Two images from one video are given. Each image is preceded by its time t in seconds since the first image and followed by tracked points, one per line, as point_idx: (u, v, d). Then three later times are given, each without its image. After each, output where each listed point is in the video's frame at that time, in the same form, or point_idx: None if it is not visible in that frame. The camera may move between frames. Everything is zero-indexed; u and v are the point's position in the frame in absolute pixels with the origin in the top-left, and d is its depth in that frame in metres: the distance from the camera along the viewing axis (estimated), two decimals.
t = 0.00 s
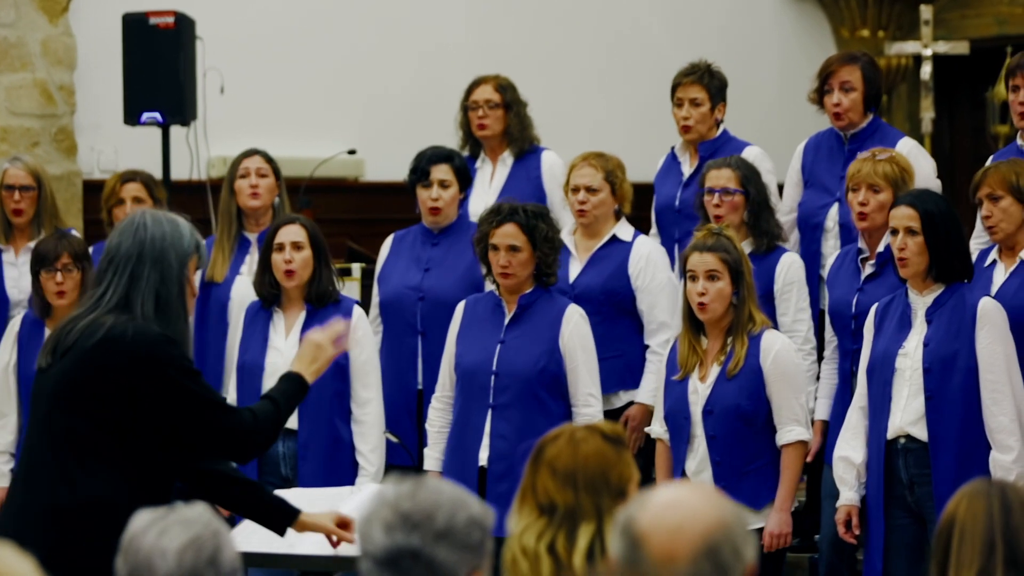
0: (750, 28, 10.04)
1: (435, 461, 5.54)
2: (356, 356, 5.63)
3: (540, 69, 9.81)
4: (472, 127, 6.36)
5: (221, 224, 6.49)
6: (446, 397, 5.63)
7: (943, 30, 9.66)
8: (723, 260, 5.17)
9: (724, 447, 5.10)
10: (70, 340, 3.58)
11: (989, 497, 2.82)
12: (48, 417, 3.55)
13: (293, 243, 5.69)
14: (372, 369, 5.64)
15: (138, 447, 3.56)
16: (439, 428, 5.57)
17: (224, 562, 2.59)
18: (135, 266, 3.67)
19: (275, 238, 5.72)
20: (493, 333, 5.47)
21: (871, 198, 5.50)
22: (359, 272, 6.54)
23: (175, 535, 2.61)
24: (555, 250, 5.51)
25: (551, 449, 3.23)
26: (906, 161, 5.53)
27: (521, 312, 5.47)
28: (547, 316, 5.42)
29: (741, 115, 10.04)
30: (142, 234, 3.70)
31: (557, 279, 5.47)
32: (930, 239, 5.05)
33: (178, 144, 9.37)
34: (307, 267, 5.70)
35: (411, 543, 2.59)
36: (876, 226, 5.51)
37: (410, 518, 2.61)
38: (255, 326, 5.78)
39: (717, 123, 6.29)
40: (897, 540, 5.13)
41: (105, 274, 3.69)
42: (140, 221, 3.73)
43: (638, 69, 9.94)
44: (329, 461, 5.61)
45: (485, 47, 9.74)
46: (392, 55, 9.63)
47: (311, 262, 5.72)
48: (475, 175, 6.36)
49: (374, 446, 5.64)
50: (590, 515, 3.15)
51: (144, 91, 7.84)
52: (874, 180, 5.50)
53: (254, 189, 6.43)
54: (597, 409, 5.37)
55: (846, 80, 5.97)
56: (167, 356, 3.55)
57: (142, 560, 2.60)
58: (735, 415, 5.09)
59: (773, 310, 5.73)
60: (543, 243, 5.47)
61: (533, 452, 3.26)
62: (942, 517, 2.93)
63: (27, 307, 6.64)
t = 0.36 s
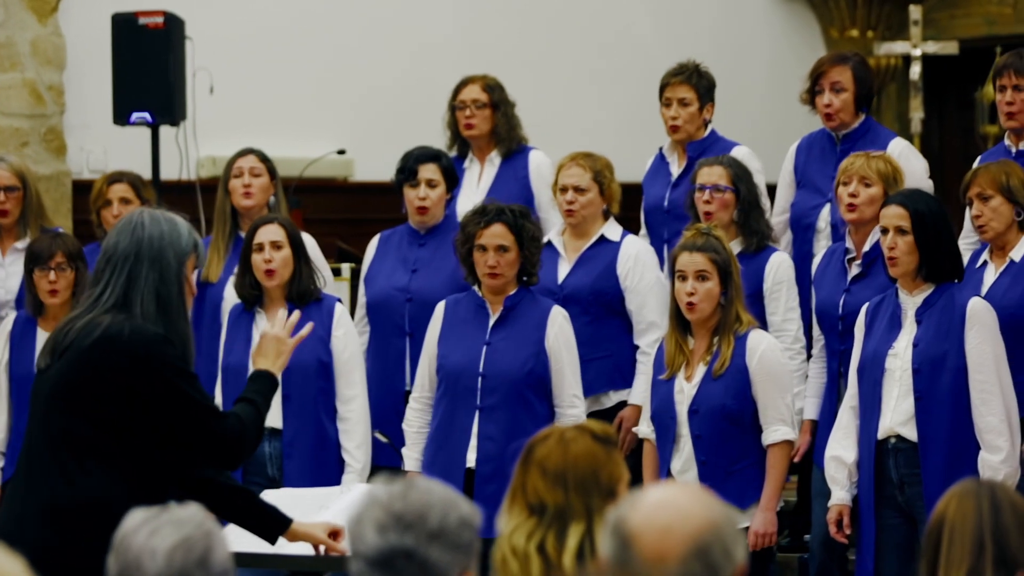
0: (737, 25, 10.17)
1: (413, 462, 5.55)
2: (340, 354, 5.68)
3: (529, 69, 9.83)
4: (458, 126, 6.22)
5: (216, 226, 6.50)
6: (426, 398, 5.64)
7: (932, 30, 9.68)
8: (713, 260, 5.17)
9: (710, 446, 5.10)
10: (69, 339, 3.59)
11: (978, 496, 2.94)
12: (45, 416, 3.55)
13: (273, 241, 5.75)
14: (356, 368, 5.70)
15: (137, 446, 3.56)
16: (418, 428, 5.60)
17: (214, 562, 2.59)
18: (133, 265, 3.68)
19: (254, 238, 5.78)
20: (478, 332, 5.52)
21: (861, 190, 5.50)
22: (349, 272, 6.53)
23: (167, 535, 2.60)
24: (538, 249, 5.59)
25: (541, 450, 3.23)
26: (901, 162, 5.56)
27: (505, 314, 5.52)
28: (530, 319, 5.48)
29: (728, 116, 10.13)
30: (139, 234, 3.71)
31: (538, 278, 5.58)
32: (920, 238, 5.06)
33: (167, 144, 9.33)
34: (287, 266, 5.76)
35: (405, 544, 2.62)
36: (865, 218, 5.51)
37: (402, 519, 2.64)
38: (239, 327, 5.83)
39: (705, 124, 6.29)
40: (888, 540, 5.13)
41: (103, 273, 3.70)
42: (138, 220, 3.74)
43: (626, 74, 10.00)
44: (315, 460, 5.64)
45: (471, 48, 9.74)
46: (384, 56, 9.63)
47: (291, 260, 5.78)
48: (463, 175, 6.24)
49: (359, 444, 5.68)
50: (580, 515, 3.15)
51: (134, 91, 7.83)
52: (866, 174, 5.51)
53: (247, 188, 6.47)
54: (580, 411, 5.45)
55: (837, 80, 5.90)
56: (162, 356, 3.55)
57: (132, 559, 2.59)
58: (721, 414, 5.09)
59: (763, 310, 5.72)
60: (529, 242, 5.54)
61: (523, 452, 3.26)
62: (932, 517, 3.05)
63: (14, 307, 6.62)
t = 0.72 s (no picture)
0: (723, 26, 10.12)
1: (399, 464, 5.55)
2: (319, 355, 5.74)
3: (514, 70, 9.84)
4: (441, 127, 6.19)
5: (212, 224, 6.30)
6: (409, 400, 5.61)
7: (916, 29, 9.76)
8: (694, 255, 5.31)
9: (689, 444, 5.22)
10: (55, 339, 3.59)
11: (963, 499, 2.91)
12: (31, 416, 3.55)
13: (252, 241, 5.79)
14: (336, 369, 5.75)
15: (126, 448, 3.57)
16: (402, 431, 5.59)
17: (197, 565, 2.57)
18: (119, 266, 3.67)
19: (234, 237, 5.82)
20: (464, 331, 5.52)
21: (847, 188, 5.51)
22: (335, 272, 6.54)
23: (148, 537, 2.59)
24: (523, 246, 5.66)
25: (526, 449, 3.23)
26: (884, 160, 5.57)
27: (492, 310, 5.54)
28: (517, 315, 5.51)
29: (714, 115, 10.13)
30: (126, 234, 3.70)
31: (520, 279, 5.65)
32: (901, 238, 5.08)
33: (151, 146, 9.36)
34: (266, 265, 5.81)
35: (390, 544, 2.59)
36: (850, 216, 5.51)
37: (386, 519, 2.62)
38: (217, 328, 5.88)
39: (692, 123, 6.28)
40: (869, 540, 5.14)
41: (89, 273, 3.70)
42: (125, 221, 3.72)
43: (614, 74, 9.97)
44: (294, 460, 5.72)
45: (461, 48, 9.75)
46: (372, 55, 9.64)
47: (270, 260, 5.83)
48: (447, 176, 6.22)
49: (338, 444, 5.69)
50: (565, 514, 3.15)
51: (119, 91, 7.83)
52: (852, 171, 5.52)
53: (241, 187, 6.26)
54: (569, 406, 5.50)
55: (822, 80, 5.86)
56: (147, 357, 3.54)
57: (114, 560, 2.58)
58: (701, 412, 5.21)
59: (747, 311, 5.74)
60: (517, 239, 5.61)
61: (507, 453, 3.26)
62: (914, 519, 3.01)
63: None
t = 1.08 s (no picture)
0: (700, 25, 10.30)
1: (384, 466, 5.51)
2: (295, 354, 5.71)
3: (491, 64, 9.89)
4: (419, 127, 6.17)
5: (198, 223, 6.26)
6: (391, 401, 5.58)
7: (894, 29, 9.79)
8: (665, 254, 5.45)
9: (660, 441, 5.35)
10: (33, 339, 3.56)
11: (939, 497, 3.08)
12: (12, 416, 3.53)
13: (228, 240, 5.75)
14: (311, 367, 5.73)
15: (113, 449, 3.56)
16: (385, 432, 5.55)
17: (173, 564, 2.62)
18: (96, 264, 3.65)
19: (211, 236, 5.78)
20: (445, 331, 5.50)
21: (824, 186, 5.50)
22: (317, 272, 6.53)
23: (122, 537, 2.64)
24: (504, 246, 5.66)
25: (503, 449, 3.29)
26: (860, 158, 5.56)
27: (472, 311, 5.52)
28: (498, 315, 5.50)
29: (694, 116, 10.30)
30: (103, 233, 3.68)
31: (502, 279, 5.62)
32: (871, 239, 5.09)
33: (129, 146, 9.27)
34: (242, 264, 5.76)
35: (367, 544, 2.61)
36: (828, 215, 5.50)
37: (364, 519, 2.63)
38: (193, 327, 5.89)
39: (673, 122, 6.28)
40: (841, 539, 5.14)
41: (64, 271, 3.67)
42: (101, 219, 3.70)
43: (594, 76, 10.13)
44: (270, 459, 5.70)
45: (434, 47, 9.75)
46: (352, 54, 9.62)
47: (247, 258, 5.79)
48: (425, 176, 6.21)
49: (314, 442, 5.71)
50: (542, 514, 3.21)
51: (96, 90, 7.82)
52: (828, 170, 5.50)
53: (227, 186, 6.18)
54: (550, 406, 5.48)
55: (799, 80, 5.85)
56: (129, 359, 3.53)
57: (89, 559, 2.64)
58: (674, 411, 5.35)
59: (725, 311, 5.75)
60: (499, 237, 5.61)
61: (484, 452, 3.31)
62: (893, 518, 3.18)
63: None
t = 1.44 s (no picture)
0: (673, 24, 9.99)
1: (351, 462, 5.54)
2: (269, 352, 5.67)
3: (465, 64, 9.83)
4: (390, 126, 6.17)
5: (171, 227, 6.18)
6: (360, 399, 5.62)
7: (865, 28, 9.68)
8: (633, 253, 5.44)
9: (629, 440, 5.35)
10: None
11: (909, 494, 2.99)
12: None
13: (201, 239, 5.73)
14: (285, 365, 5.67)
15: (75, 446, 3.57)
16: (354, 429, 5.59)
17: (139, 563, 2.61)
18: (49, 258, 3.63)
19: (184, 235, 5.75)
20: (411, 331, 5.52)
21: (792, 184, 5.49)
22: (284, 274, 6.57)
23: (89, 536, 2.64)
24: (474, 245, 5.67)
25: (472, 449, 3.31)
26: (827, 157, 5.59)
27: (439, 310, 5.53)
28: (465, 314, 5.50)
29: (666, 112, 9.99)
30: (54, 226, 3.65)
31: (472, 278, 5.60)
32: (834, 239, 5.12)
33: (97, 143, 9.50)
34: (215, 263, 5.74)
35: (337, 543, 2.68)
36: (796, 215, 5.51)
37: (333, 518, 2.70)
38: (165, 328, 5.79)
39: (646, 120, 6.26)
40: (809, 539, 5.13)
41: (16, 265, 3.65)
42: (52, 212, 3.67)
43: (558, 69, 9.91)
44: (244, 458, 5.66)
45: (407, 45, 9.76)
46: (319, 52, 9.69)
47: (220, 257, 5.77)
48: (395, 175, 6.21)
49: (288, 441, 5.65)
50: (511, 514, 3.23)
51: (62, 90, 7.81)
52: (796, 168, 5.51)
53: (200, 188, 6.10)
54: (516, 406, 5.49)
55: (767, 80, 5.88)
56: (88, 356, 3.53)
57: (57, 559, 2.64)
58: (642, 410, 5.35)
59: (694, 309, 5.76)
60: (467, 237, 5.61)
61: (454, 452, 3.34)
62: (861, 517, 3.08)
63: None
